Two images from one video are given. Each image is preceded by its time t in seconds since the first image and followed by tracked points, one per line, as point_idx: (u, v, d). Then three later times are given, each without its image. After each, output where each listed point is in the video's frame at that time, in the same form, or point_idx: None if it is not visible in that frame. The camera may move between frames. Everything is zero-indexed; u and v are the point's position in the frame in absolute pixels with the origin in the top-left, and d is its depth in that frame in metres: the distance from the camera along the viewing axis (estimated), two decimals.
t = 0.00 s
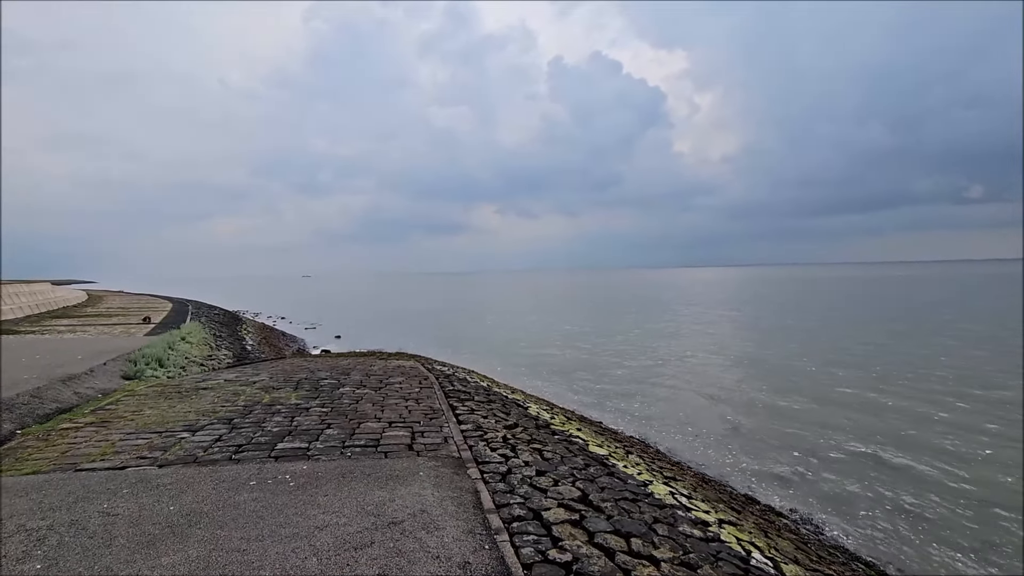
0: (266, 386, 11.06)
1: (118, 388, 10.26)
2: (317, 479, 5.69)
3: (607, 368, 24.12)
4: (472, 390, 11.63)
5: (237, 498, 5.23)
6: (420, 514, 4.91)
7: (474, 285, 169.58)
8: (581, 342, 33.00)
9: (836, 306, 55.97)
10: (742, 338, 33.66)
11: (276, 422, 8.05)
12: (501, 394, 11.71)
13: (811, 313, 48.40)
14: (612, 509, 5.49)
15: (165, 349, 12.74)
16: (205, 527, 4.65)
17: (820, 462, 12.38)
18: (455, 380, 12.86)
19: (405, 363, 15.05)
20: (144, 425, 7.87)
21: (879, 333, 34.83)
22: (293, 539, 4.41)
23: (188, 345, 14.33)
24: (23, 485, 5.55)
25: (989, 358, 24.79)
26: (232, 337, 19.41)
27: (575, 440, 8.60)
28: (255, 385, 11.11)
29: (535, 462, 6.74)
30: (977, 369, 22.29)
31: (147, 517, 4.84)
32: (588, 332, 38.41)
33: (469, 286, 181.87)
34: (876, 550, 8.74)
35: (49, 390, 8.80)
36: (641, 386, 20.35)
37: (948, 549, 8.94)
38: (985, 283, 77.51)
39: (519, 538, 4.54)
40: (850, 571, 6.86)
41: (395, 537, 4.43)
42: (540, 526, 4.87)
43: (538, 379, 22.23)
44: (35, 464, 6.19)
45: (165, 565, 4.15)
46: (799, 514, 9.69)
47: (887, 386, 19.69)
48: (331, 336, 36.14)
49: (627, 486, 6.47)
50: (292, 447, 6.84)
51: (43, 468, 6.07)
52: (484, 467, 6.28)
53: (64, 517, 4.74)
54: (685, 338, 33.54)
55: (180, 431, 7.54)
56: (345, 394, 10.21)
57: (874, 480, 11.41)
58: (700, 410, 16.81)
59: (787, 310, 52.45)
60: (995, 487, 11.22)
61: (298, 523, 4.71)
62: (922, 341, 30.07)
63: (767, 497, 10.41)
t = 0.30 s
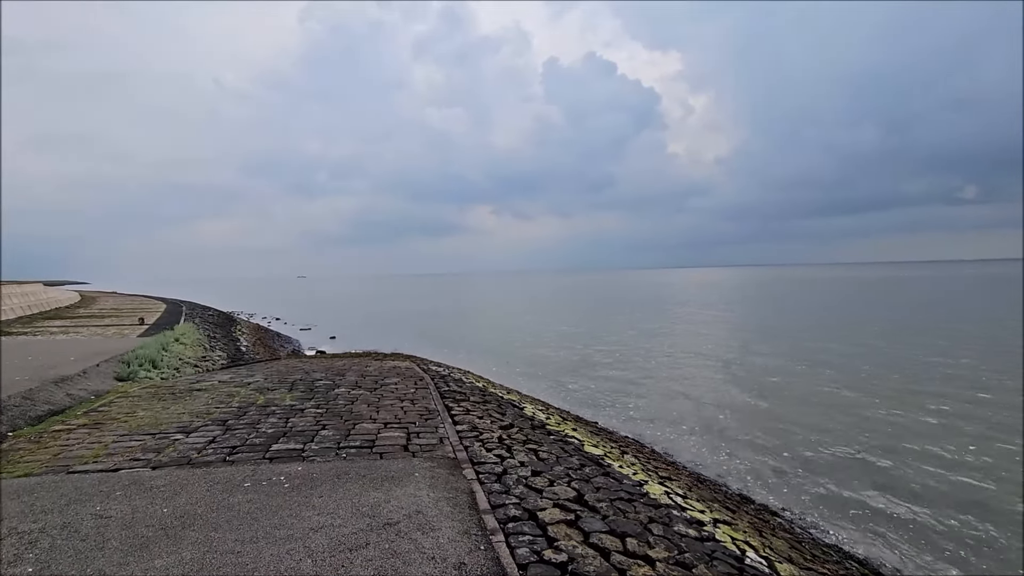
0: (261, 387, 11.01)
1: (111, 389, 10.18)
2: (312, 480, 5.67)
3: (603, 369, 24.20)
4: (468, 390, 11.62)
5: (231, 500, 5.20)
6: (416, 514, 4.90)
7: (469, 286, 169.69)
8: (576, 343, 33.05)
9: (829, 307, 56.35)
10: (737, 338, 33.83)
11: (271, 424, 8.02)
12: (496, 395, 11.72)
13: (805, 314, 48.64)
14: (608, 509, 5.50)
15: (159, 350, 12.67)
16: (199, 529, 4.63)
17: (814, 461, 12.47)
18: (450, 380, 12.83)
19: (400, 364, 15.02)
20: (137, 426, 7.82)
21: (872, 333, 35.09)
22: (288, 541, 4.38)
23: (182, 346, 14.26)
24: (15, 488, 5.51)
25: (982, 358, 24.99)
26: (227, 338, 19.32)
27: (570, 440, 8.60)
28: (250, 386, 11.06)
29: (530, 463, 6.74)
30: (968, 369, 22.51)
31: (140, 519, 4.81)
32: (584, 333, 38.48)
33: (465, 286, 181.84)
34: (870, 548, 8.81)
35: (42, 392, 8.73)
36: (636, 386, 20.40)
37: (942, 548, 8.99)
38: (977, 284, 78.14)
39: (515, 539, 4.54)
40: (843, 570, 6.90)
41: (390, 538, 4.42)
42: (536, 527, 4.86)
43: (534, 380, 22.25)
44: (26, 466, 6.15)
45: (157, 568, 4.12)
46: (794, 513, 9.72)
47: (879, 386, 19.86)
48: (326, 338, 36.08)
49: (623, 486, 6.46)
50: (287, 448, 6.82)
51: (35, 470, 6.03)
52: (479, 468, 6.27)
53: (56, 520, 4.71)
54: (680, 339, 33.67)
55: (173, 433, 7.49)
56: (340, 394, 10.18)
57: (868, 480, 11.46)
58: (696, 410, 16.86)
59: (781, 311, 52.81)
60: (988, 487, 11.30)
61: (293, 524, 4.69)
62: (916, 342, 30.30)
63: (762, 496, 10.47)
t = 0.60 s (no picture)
0: (252, 389, 10.94)
1: (100, 391, 10.09)
2: (303, 482, 5.64)
3: (596, 369, 24.25)
4: (461, 391, 11.60)
5: (222, 502, 5.17)
6: (408, 515, 4.90)
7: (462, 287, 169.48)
8: (569, 343, 33.10)
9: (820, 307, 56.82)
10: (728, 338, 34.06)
11: (262, 425, 7.97)
12: (489, 395, 11.71)
13: (796, 314, 49.01)
14: (600, 508, 5.52)
15: (148, 352, 12.57)
16: (190, 532, 4.60)
17: (803, 460, 12.58)
18: (443, 381, 12.81)
19: (393, 365, 14.97)
20: (126, 429, 7.75)
21: (861, 332, 35.43)
22: (278, 544, 4.36)
23: (172, 347, 14.15)
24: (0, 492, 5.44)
25: (968, 358, 25.29)
26: (218, 340, 19.19)
27: (563, 440, 8.62)
28: (240, 388, 10.99)
29: (523, 463, 6.75)
30: (955, 368, 22.79)
31: (129, 522, 4.77)
32: (576, 333, 38.58)
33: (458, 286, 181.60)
34: (859, 545, 8.90)
35: (28, 394, 8.63)
36: (629, 386, 20.49)
37: (929, 546, 9.08)
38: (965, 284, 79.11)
39: (507, 539, 4.54)
40: (833, 567, 6.96)
41: (381, 540, 4.41)
42: (528, 527, 4.87)
43: (527, 380, 22.28)
44: (12, 470, 6.07)
45: (146, 572, 4.08)
46: (784, 511, 9.80)
47: (868, 385, 20.06)
48: (319, 338, 35.90)
49: (615, 486, 6.47)
50: (278, 450, 6.78)
51: (22, 473, 5.96)
52: (472, 468, 6.26)
53: (42, 524, 4.65)
54: (672, 339, 33.84)
55: (163, 435, 7.43)
56: (333, 395, 10.14)
57: (857, 479, 11.57)
58: (687, 410, 16.96)
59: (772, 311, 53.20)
60: (975, 484, 11.44)
61: (284, 526, 4.67)
62: (904, 342, 30.62)
63: (752, 494, 10.55)
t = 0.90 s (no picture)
0: (239, 390, 10.83)
1: (82, 394, 9.95)
2: (291, 484, 5.59)
3: (584, 369, 24.33)
4: (450, 391, 11.58)
5: (208, 505, 5.11)
6: (397, 516, 4.88)
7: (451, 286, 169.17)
8: (559, 343, 33.17)
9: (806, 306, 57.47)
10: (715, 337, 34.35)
11: (248, 427, 7.90)
12: (479, 395, 11.69)
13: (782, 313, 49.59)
14: (590, 507, 5.54)
15: (132, 353, 12.41)
16: (175, 536, 4.54)
17: (790, 457, 12.73)
18: (432, 381, 12.76)
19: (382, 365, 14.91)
20: (109, 432, 7.63)
21: (846, 331, 35.92)
22: (265, 547, 4.32)
23: (156, 348, 13.97)
24: None
25: (949, 356, 25.78)
26: (204, 340, 18.98)
27: (552, 440, 8.64)
28: (227, 389, 10.86)
29: (512, 463, 6.75)
30: (938, 367, 23.18)
31: (111, 527, 4.69)
32: (566, 333, 38.64)
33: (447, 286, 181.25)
34: (843, 542, 9.02)
35: (8, 398, 8.49)
36: (618, 385, 20.58)
37: (911, 541, 9.25)
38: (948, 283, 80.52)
39: (496, 540, 4.54)
40: (819, 563, 7.05)
41: (369, 541, 4.39)
42: (517, 527, 4.87)
43: (516, 379, 22.29)
44: None
45: None
46: (770, 508, 9.91)
47: (853, 383, 20.34)
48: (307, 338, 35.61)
49: (604, 485, 6.50)
50: (265, 452, 6.72)
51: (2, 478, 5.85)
52: (461, 469, 6.26)
53: (22, 530, 4.57)
54: (661, 339, 34.05)
55: (147, 438, 7.33)
56: (320, 397, 10.05)
57: (842, 476, 11.73)
58: (676, 409, 17.09)
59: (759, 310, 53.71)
60: (957, 481, 11.64)
61: (271, 529, 4.63)
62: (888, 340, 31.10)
63: (739, 492, 10.65)
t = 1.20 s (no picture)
0: (221, 392, 10.67)
1: (59, 397, 9.76)
2: (274, 486, 5.53)
3: (571, 368, 24.39)
4: (436, 391, 11.53)
5: (189, 509, 5.04)
6: (382, 517, 4.85)
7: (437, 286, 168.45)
8: (545, 343, 33.20)
9: (789, 305, 58.23)
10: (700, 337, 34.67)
11: (231, 429, 7.80)
12: (465, 395, 11.67)
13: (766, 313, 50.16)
14: (574, 505, 5.57)
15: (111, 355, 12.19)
16: (154, 540, 4.47)
17: (772, 455, 12.92)
18: (418, 381, 12.69)
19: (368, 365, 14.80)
20: (87, 435, 7.49)
21: (827, 330, 36.48)
22: (247, 550, 4.26)
23: (136, 350, 13.74)
24: None
25: (928, 354, 26.33)
26: (186, 341, 18.71)
27: (538, 439, 8.66)
28: (209, 391, 10.70)
29: (498, 462, 6.75)
30: (916, 365, 23.63)
31: (89, 532, 4.60)
32: (553, 333, 38.67)
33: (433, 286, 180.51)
34: (824, 536, 9.19)
35: None
36: (603, 385, 20.68)
37: (890, 535, 9.45)
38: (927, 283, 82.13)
39: (482, 539, 4.54)
40: (800, 558, 7.14)
41: (354, 543, 4.36)
42: (503, 526, 4.88)
43: (503, 379, 22.27)
44: None
45: None
46: (754, 505, 10.03)
47: (834, 382, 20.66)
48: (291, 339, 35.23)
49: (589, 483, 6.52)
50: (248, 454, 6.64)
51: None
52: (447, 469, 6.24)
53: None
54: (646, 338, 34.30)
55: (126, 441, 7.20)
56: (305, 398, 9.95)
57: (824, 473, 11.92)
58: (661, 407, 17.23)
59: (743, 309, 54.26)
60: (935, 477, 11.89)
61: (253, 532, 4.58)
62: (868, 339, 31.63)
63: (723, 489, 10.78)
